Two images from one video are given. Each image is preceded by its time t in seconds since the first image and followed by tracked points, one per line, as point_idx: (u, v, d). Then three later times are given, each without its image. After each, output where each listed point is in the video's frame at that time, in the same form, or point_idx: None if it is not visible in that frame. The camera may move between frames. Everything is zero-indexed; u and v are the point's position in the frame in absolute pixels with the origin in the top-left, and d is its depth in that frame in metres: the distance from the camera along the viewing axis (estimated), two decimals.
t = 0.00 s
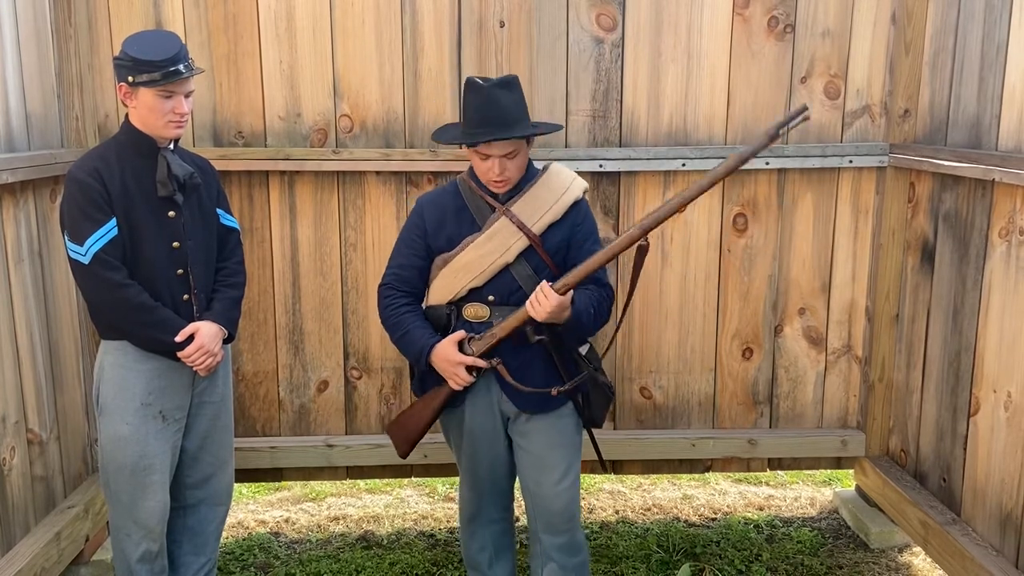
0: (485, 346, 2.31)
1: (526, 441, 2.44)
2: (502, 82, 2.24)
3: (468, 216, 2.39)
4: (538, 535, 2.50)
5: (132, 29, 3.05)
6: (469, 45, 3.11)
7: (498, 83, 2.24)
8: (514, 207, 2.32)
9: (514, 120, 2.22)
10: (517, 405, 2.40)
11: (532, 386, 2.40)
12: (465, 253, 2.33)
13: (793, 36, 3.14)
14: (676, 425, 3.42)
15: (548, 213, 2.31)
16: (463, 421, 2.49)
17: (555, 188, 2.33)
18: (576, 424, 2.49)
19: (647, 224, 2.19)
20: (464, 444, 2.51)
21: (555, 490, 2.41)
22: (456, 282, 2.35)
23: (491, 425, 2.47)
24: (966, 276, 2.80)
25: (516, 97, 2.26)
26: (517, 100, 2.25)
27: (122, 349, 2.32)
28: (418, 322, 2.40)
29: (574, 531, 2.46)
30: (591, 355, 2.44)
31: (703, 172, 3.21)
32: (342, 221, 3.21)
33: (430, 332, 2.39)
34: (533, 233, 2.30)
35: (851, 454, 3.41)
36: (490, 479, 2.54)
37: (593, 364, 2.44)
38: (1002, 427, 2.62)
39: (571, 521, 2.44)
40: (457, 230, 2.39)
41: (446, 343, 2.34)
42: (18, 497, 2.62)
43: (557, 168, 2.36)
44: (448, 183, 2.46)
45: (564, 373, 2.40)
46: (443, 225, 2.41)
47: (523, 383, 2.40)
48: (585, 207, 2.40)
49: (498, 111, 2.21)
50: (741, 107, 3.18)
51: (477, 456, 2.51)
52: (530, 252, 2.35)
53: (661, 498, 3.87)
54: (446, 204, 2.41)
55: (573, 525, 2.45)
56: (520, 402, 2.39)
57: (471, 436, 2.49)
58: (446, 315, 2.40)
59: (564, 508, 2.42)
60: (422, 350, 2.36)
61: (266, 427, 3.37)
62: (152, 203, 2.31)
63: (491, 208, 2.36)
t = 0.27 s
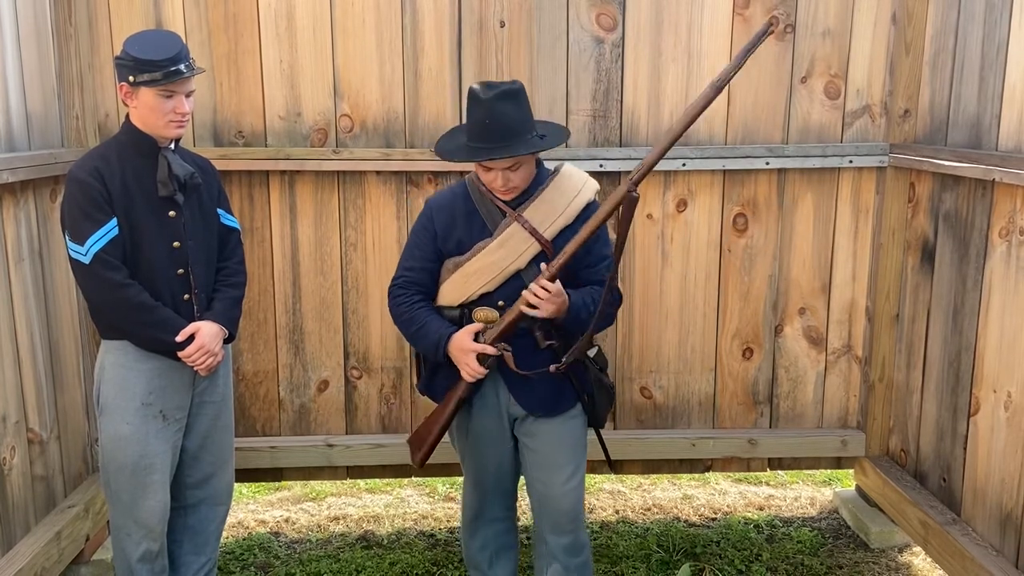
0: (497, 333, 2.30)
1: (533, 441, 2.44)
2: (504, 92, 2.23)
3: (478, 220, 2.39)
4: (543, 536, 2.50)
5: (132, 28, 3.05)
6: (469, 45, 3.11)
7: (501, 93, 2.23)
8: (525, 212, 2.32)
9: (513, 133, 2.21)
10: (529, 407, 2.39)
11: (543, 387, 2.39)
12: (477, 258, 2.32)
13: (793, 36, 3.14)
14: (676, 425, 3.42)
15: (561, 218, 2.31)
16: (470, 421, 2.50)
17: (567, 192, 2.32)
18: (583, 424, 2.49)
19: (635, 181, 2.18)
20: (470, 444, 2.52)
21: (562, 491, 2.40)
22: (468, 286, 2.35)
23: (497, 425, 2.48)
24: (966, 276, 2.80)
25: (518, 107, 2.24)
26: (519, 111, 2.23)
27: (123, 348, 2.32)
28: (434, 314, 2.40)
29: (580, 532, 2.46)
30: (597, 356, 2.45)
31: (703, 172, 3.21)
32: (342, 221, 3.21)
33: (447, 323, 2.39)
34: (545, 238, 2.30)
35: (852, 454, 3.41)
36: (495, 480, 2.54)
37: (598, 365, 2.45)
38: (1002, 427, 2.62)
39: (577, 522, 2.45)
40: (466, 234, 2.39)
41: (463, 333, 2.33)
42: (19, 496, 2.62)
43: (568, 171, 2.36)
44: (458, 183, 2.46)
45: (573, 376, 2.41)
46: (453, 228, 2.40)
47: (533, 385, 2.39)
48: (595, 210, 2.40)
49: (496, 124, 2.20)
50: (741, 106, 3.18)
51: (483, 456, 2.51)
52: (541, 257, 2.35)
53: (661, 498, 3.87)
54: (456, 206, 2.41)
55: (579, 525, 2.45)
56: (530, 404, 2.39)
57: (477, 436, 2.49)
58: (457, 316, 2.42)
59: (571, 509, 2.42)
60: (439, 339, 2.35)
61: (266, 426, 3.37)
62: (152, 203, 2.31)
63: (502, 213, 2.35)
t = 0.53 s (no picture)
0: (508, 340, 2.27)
1: (533, 444, 2.44)
2: (507, 99, 2.21)
3: (481, 222, 2.39)
4: (545, 539, 2.50)
5: (133, 28, 3.05)
6: (470, 44, 3.11)
7: (502, 99, 2.21)
8: (525, 217, 2.31)
9: (514, 141, 2.19)
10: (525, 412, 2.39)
11: (542, 393, 2.39)
12: (474, 262, 2.33)
13: (793, 37, 3.15)
14: (676, 425, 3.42)
15: (560, 225, 2.28)
16: (471, 424, 2.51)
17: (569, 200, 2.30)
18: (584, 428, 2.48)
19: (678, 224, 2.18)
20: (471, 445, 2.52)
21: (563, 495, 2.41)
22: (467, 289, 2.36)
23: (497, 428, 2.48)
24: (966, 276, 2.80)
25: (520, 114, 2.22)
26: (521, 118, 2.22)
27: (124, 348, 2.32)
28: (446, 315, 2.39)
29: (581, 535, 2.46)
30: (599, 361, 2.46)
31: (704, 172, 3.22)
32: (343, 221, 3.21)
33: (459, 324, 2.38)
34: (543, 245, 2.29)
35: (852, 454, 3.42)
36: (496, 481, 2.56)
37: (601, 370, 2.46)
38: (1003, 426, 2.62)
39: (578, 526, 2.45)
40: (468, 236, 2.40)
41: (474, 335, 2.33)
42: (19, 496, 2.62)
43: (573, 177, 2.33)
44: (465, 183, 2.46)
45: (574, 381, 2.41)
46: (456, 228, 2.41)
47: (531, 391, 2.39)
48: (601, 218, 2.36)
49: (498, 132, 2.18)
50: (742, 107, 3.19)
51: (484, 457, 2.52)
52: (539, 263, 2.33)
53: (661, 498, 3.88)
54: (461, 205, 2.42)
55: (580, 529, 2.45)
56: (528, 409, 2.39)
57: (478, 438, 2.50)
58: (459, 317, 2.44)
59: (572, 513, 2.42)
60: (450, 337, 2.35)
61: (267, 426, 3.37)
62: (153, 203, 2.31)
63: (503, 217, 2.34)
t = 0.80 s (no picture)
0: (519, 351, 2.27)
1: (532, 449, 2.44)
2: (507, 106, 2.19)
3: (481, 223, 2.39)
4: (544, 542, 2.50)
5: (133, 28, 3.05)
6: (470, 45, 3.11)
7: (504, 106, 2.20)
8: (522, 221, 2.31)
9: (514, 150, 2.19)
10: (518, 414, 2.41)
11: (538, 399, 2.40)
12: (471, 263, 2.34)
13: (794, 37, 3.15)
14: (676, 425, 3.42)
15: (556, 230, 2.28)
16: (472, 424, 2.52)
17: (567, 205, 2.29)
18: (584, 433, 2.47)
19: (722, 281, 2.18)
20: (473, 445, 2.54)
21: (561, 500, 2.41)
22: (464, 290, 2.36)
23: (497, 429, 2.49)
24: (966, 276, 2.80)
25: (522, 121, 2.21)
26: (521, 125, 2.21)
27: (124, 348, 2.32)
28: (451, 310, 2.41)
29: (580, 540, 2.46)
30: (602, 367, 2.39)
31: (704, 172, 3.22)
32: (343, 220, 3.21)
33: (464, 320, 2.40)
34: (538, 250, 2.28)
35: (852, 454, 3.42)
36: (498, 480, 2.57)
37: (604, 376, 2.39)
38: (1003, 427, 2.62)
39: (576, 532, 2.44)
40: (469, 236, 2.40)
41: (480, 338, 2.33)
42: (20, 495, 2.62)
43: (574, 182, 2.33)
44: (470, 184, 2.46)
45: (572, 386, 2.41)
46: (458, 228, 2.42)
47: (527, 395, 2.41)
48: (603, 223, 2.33)
49: (498, 141, 2.18)
50: (742, 107, 3.19)
51: (486, 457, 2.54)
52: (536, 267, 2.33)
53: (661, 498, 3.88)
54: (464, 205, 2.42)
55: (579, 534, 2.45)
56: (525, 414, 2.40)
57: (479, 439, 2.51)
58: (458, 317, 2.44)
59: (569, 518, 2.42)
60: (455, 333, 2.36)
61: (267, 426, 3.37)
62: (153, 203, 2.31)
63: (502, 220, 2.35)
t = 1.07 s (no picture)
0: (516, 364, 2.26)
1: (535, 449, 2.44)
2: (517, 111, 2.20)
3: (483, 225, 2.39)
4: (547, 542, 2.50)
5: (133, 28, 3.05)
6: (470, 45, 3.11)
7: (515, 111, 2.20)
8: (525, 223, 2.30)
9: (525, 155, 2.20)
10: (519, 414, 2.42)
11: (540, 397, 2.41)
12: (474, 266, 2.33)
13: (794, 37, 3.15)
14: (676, 425, 3.42)
15: (559, 232, 2.28)
16: (475, 424, 2.52)
17: (570, 206, 2.30)
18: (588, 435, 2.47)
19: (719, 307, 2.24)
20: (475, 444, 2.55)
21: (563, 500, 2.41)
22: (466, 293, 2.36)
23: (500, 429, 2.49)
24: (966, 277, 2.80)
25: (532, 125, 2.22)
26: (531, 130, 2.21)
27: (124, 348, 2.33)
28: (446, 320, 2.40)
29: (582, 541, 2.46)
30: (605, 368, 2.41)
31: (704, 172, 3.22)
32: (343, 221, 3.22)
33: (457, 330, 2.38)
34: (541, 252, 2.29)
35: (851, 454, 3.42)
36: (501, 479, 2.57)
37: (606, 376, 2.41)
38: (1002, 427, 2.62)
39: (578, 532, 2.44)
40: (471, 238, 2.40)
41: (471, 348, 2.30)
42: (20, 495, 2.63)
43: (578, 182, 2.34)
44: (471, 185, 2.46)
45: (575, 387, 2.42)
46: (460, 229, 2.41)
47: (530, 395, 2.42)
48: (605, 224, 2.35)
49: (510, 146, 2.18)
50: (742, 107, 3.19)
51: (488, 456, 2.54)
52: (538, 269, 2.33)
53: (661, 498, 3.88)
54: (466, 207, 2.42)
55: (581, 535, 2.45)
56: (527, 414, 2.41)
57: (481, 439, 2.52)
58: (460, 320, 2.44)
59: (572, 519, 2.41)
60: (444, 346, 2.35)
61: (267, 426, 3.37)
62: (153, 203, 2.31)
63: (504, 222, 2.34)
